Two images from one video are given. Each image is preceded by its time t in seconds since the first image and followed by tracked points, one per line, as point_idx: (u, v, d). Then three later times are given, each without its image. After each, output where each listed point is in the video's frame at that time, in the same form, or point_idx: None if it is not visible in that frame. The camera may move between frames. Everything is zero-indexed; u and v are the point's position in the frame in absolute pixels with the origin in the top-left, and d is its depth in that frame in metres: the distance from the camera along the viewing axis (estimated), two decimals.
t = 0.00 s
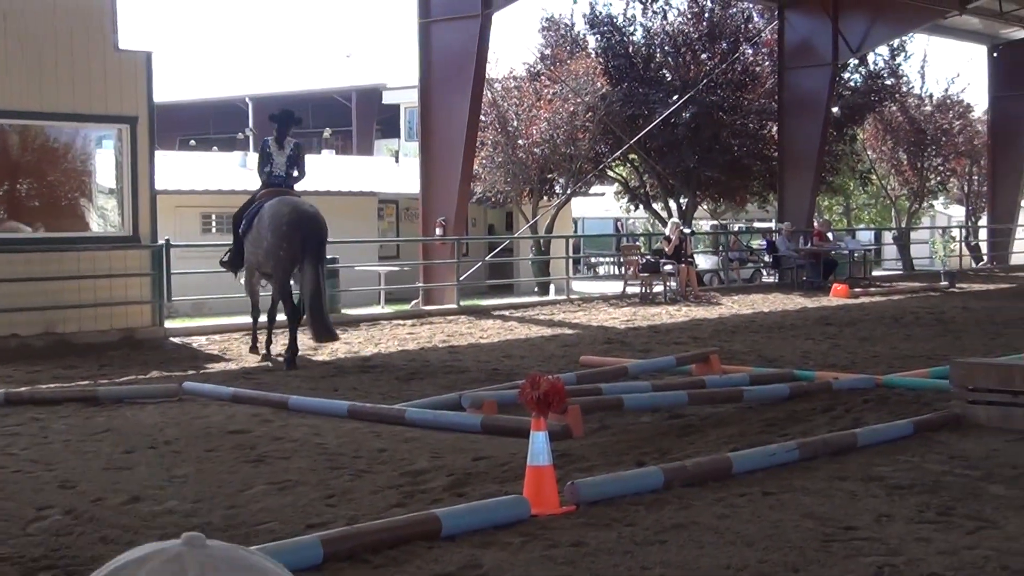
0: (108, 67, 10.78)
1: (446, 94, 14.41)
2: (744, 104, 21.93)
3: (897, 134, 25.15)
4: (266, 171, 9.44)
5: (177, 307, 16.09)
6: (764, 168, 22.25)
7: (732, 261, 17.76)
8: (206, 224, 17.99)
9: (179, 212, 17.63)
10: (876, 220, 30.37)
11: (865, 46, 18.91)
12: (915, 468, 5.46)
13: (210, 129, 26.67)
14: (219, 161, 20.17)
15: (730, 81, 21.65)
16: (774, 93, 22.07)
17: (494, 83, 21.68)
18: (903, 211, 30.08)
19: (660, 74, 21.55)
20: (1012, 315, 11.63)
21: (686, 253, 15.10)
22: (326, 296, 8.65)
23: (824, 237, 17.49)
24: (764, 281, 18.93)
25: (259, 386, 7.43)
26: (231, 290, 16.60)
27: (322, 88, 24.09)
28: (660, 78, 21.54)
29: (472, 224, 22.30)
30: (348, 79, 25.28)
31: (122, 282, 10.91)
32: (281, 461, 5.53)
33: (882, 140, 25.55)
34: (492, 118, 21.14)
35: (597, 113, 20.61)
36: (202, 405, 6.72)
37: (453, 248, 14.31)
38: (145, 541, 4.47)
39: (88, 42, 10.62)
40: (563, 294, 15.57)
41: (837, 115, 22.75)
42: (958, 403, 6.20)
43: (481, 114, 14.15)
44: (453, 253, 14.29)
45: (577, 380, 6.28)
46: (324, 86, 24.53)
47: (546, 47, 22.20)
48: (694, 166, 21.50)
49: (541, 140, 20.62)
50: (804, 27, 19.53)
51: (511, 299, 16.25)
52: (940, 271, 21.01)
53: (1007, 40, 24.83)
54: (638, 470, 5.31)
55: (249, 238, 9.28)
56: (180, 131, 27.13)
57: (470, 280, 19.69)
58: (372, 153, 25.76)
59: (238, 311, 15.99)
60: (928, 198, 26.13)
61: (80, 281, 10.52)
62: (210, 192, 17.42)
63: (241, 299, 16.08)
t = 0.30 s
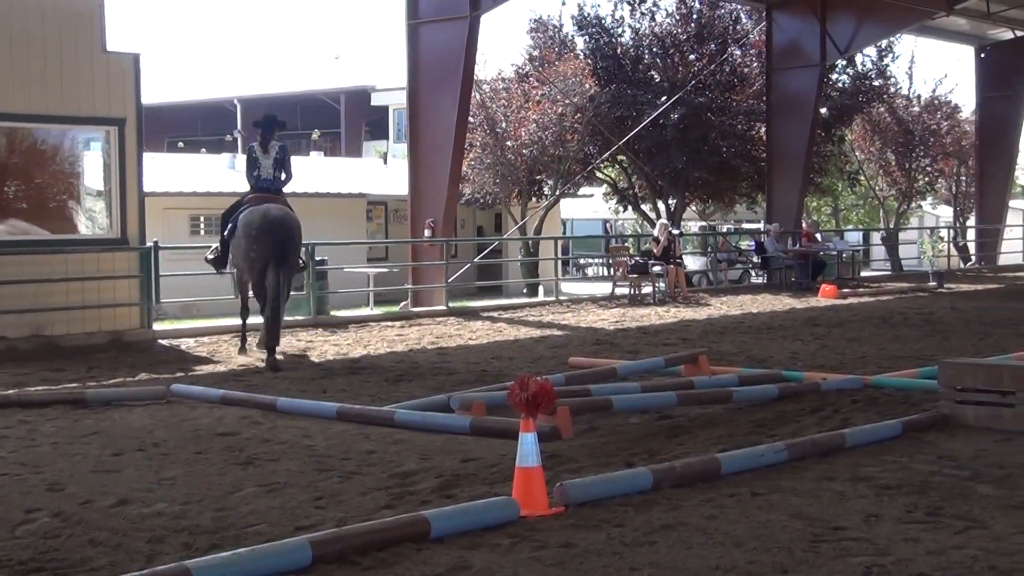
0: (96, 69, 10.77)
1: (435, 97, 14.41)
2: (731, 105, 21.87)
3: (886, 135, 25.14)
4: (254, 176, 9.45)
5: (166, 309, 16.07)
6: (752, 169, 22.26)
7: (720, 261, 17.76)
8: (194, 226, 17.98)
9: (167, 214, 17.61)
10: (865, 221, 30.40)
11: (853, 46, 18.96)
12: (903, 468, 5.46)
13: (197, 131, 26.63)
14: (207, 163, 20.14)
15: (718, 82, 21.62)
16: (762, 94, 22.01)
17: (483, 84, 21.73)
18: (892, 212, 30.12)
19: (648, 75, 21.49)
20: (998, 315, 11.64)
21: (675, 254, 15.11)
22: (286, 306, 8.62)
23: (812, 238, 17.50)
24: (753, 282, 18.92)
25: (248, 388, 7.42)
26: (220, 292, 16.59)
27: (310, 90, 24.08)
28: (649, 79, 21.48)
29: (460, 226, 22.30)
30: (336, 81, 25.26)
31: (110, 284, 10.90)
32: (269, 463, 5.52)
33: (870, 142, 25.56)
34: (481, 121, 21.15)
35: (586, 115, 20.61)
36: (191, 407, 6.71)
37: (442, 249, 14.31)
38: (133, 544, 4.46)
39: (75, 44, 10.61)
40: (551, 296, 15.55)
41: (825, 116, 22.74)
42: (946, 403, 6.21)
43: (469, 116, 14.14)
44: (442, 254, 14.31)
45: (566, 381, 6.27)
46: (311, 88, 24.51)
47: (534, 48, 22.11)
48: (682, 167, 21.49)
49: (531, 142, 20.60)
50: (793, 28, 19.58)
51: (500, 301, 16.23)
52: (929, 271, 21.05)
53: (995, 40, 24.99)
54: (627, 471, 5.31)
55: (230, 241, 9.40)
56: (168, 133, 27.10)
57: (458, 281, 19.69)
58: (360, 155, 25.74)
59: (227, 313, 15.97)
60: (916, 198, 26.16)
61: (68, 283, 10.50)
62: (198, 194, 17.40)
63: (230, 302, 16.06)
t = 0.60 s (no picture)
0: (85, 69, 10.75)
1: (426, 98, 14.39)
2: (721, 105, 21.83)
3: (876, 134, 25.14)
4: (247, 173, 9.62)
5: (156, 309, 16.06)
6: (743, 170, 22.25)
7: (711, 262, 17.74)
8: (184, 226, 17.97)
9: (157, 215, 17.59)
10: (856, 220, 30.42)
11: (843, 48, 18.91)
12: (894, 467, 5.47)
13: (187, 132, 26.63)
14: (198, 163, 20.11)
15: (708, 82, 21.58)
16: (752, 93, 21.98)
17: (473, 84, 21.83)
18: (883, 211, 30.15)
19: (639, 75, 21.35)
20: (987, 315, 11.65)
21: (666, 254, 15.12)
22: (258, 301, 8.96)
23: (803, 237, 17.49)
24: (744, 282, 18.92)
25: (239, 388, 7.43)
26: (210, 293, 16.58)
27: (300, 90, 24.05)
28: (639, 79, 21.34)
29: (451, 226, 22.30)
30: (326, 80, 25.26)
31: (100, 285, 10.88)
32: (260, 463, 5.52)
33: (861, 141, 25.56)
34: (471, 120, 21.29)
35: (577, 115, 20.56)
36: (182, 408, 6.71)
37: (432, 249, 14.33)
38: (124, 544, 4.46)
39: (64, 44, 10.59)
40: (542, 296, 15.55)
41: (815, 116, 22.72)
42: (936, 402, 6.22)
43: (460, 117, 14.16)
44: (432, 254, 14.34)
45: (557, 380, 6.27)
46: (301, 88, 24.49)
47: (525, 48, 22.05)
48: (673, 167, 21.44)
49: (520, 142, 20.80)
50: (783, 28, 19.59)
51: (492, 301, 16.21)
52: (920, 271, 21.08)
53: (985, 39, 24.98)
54: (618, 471, 5.31)
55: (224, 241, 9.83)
56: (159, 133, 27.09)
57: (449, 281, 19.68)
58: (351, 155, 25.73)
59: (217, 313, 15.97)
60: (906, 198, 26.17)
61: (58, 284, 10.49)
62: (188, 194, 17.40)
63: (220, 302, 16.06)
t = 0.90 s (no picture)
0: (75, 68, 10.73)
1: (418, 98, 14.37)
2: (713, 104, 21.90)
3: (867, 134, 25.16)
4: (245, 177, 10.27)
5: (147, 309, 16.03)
6: (735, 169, 22.25)
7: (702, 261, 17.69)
8: (174, 225, 17.95)
9: (147, 214, 17.56)
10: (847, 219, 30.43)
11: (834, 46, 18.91)
12: (885, 466, 5.48)
13: (177, 132, 26.60)
14: (188, 163, 20.07)
15: (698, 81, 21.57)
16: (743, 92, 22.05)
17: (464, 83, 21.81)
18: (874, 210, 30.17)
19: (630, 74, 21.48)
20: (976, 313, 11.66)
21: (657, 253, 15.12)
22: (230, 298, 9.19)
23: (794, 236, 17.49)
24: (735, 281, 18.89)
25: (229, 388, 7.42)
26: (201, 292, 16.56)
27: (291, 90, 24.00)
28: (630, 78, 21.46)
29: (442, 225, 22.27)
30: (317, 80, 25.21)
31: (91, 285, 10.86)
32: (251, 463, 5.52)
33: (851, 139, 25.55)
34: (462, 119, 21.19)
35: (568, 114, 20.55)
36: (173, 407, 6.70)
37: (424, 248, 14.33)
38: (115, 544, 4.46)
39: (54, 42, 10.58)
40: (533, 295, 15.52)
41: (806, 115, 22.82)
42: (926, 401, 6.23)
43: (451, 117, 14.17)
44: (423, 254, 14.36)
45: (548, 379, 6.27)
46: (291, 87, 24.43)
47: (515, 47, 21.97)
48: (664, 167, 21.33)
49: (512, 140, 20.72)
50: (774, 27, 19.59)
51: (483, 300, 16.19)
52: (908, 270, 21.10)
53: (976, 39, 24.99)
54: (609, 470, 5.31)
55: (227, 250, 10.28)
56: (149, 133, 27.04)
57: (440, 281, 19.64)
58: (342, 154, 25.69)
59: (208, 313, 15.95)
60: (897, 197, 26.17)
61: (48, 284, 10.47)
62: (179, 193, 17.38)
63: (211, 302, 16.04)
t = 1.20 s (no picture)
0: (64, 65, 10.72)
1: (408, 98, 14.35)
2: (703, 103, 21.94)
3: (856, 133, 25.20)
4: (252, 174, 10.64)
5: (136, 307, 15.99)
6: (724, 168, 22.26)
7: (691, 259, 17.78)
8: (163, 223, 17.92)
9: (136, 211, 17.52)
10: (836, 219, 30.49)
11: (824, 45, 18.92)
12: (874, 465, 5.48)
13: (166, 128, 26.57)
14: (177, 160, 20.03)
15: (688, 81, 21.60)
16: (732, 92, 22.12)
17: (454, 81, 21.64)
18: (863, 211, 30.21)
19: (620, 72, 21.56)
20: (962, 313, 11.70)
21: (646, 252, 15.14)
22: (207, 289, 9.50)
23: (783, 236, 17.50)
24: (724, 280, 18.89)
25: (218, 385, 7.41)
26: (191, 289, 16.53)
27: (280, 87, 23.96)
28: (620, 77, 21.54)
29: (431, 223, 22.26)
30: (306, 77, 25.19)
31: (80, 282, 10.87)
32: (240, 460, 5.51)
33: (840, 139, 25.59)
34: (453, 117, 21.01)
35: (558, 112, 20.55)
36: (162, 405, 6.70)
37: (413, 246, 14.32)
38: (103, 541, 4.45)
39: (43, 39, 10.57)
40: (522, 293, 15.51)
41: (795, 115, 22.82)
42: (916, 400, 6.23)
43: (440, 117, 14.14)
44: (414, 251, 14.28)
45: (536, 378, 6.26)
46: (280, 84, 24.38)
47: (507, 45, 21.96)
48: (654, 166, 21.36)
49: (502, 138, 20.62)
50: (763, 26, 19.59)
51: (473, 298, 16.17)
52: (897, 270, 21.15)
53: (966, 39, 25.04)
54: (598, 469, 5.31)
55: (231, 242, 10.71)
56: (138, 129, 26.98)
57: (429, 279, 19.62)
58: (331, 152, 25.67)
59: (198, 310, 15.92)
60: (886, 197, 26.19)
61: (37, 281, 10.46)
62: (168, 190, 17.35)
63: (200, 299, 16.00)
